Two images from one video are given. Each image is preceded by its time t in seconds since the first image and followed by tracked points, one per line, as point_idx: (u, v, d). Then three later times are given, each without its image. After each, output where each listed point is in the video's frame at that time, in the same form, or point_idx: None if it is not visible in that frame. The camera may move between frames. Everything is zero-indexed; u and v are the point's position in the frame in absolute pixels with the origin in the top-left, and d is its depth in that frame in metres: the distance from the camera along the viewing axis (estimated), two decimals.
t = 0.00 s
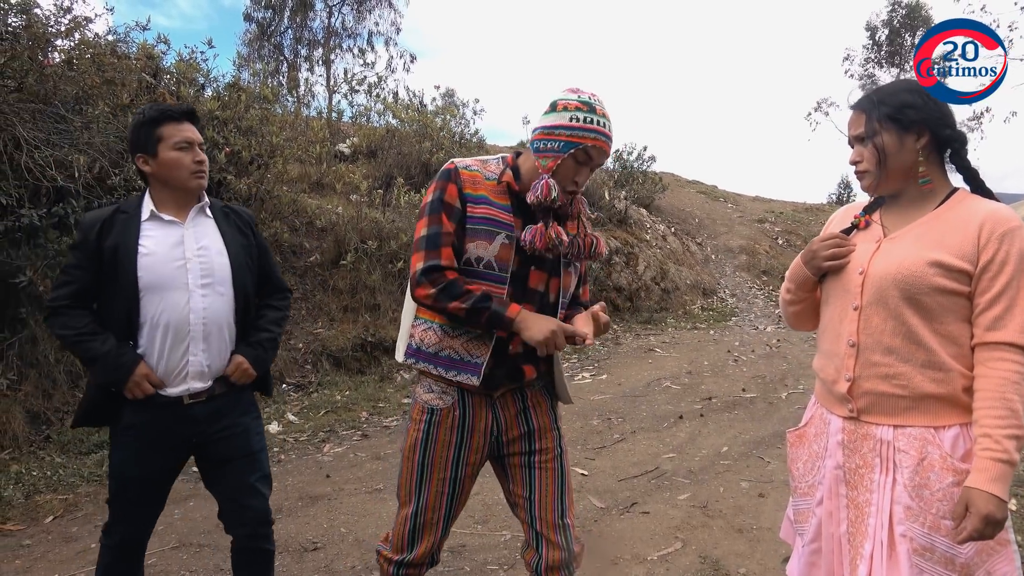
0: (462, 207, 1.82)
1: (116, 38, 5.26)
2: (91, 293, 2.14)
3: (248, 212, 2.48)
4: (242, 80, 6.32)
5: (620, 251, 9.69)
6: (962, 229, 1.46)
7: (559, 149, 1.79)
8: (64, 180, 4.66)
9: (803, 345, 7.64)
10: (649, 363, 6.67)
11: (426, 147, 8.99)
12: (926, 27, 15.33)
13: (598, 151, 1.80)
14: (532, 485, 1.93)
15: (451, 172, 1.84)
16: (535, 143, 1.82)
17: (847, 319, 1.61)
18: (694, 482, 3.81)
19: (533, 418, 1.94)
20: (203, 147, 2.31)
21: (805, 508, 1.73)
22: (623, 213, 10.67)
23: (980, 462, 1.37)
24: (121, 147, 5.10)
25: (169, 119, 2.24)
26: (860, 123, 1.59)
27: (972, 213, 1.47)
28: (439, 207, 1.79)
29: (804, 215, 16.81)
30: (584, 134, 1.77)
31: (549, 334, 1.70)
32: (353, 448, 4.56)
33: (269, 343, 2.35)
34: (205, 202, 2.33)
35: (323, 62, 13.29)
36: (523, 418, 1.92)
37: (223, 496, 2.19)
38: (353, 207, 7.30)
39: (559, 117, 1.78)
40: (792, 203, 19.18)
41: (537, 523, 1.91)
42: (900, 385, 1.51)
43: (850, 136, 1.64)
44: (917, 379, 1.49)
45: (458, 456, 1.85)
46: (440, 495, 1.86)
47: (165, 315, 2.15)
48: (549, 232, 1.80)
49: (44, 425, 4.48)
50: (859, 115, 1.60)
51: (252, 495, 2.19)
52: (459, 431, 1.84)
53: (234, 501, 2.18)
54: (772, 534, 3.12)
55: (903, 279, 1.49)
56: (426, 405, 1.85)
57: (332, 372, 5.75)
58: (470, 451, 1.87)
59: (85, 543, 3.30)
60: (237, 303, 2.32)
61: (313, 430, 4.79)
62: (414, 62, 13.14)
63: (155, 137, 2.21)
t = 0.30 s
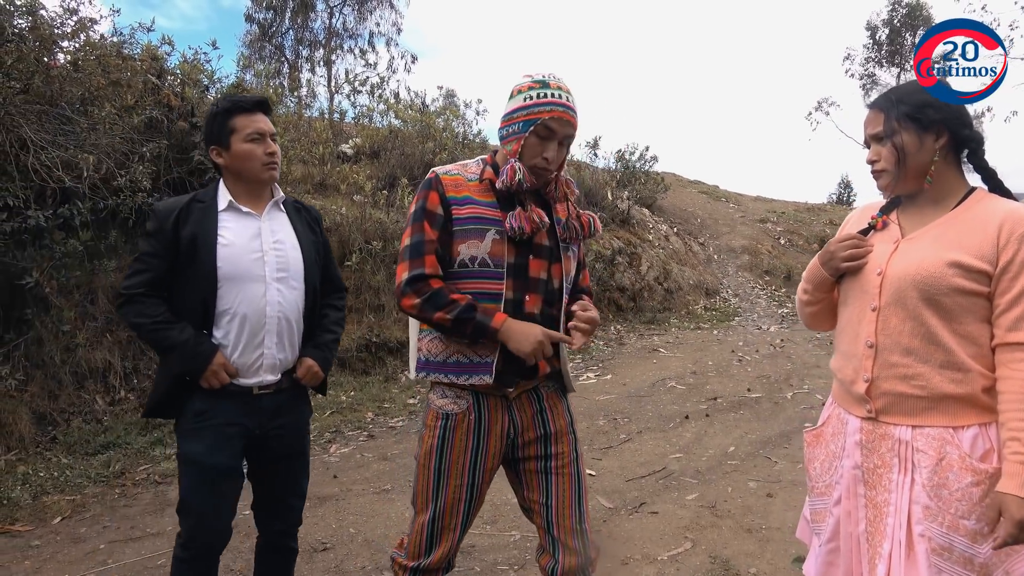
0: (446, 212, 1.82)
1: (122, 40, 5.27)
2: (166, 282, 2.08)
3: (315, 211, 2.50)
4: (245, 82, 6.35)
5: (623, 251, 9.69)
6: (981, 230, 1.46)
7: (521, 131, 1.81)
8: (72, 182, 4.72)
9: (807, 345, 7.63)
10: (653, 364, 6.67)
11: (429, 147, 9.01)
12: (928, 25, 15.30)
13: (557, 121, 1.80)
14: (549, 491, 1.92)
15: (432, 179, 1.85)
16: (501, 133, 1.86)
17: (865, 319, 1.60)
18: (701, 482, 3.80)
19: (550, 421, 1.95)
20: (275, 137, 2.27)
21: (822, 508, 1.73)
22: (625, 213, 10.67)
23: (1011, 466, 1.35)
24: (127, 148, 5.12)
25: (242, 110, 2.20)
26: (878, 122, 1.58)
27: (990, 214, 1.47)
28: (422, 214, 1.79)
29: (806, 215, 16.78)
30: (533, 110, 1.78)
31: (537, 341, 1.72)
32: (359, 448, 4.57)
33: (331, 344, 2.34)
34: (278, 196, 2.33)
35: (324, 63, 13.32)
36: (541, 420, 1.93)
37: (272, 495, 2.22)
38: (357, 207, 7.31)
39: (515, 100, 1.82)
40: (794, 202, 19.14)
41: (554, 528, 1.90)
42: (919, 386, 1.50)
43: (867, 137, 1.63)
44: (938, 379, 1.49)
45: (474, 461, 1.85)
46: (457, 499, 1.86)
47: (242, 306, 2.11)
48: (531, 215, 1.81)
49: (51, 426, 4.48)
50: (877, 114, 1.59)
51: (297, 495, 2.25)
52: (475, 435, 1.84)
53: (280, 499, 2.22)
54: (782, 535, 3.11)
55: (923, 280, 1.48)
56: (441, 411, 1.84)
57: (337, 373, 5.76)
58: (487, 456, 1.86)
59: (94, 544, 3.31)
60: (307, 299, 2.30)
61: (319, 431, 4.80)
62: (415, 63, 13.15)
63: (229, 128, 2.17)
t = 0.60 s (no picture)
0: (408, 224, 1.79)
1: (69, 33, 5.06)
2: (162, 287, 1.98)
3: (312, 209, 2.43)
4: (197, 79, 6.20)
5: (583, 251, 9.77)
6: (959, 221, 1.51)
7: (474, 127, 1.81)
8: (20, 178, 4.56)
9: (763, 341, 7.83)
10: (616, 361, 6.74)
11: (387, 147, 8.92)
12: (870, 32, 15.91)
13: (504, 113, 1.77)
14: (541, 490, 1.91)
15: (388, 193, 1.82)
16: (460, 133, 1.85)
17: (848, 308, 1.64)
18: (670, 477, 3.85)
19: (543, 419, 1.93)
20: (276, 132, 2.18)
21: (805, 499, 1.76)
22: (585, 213, 10.77)
23: (988, 450, 1.40)
24: (76, 147, 4.92)
25: (242, 104, 2.11)
26: (894, 108, 1.58)
27: (967, 207, 1.52)
28: (382, 230, 1.77)
29: (759, 214, 17.22)
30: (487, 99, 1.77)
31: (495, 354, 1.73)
32: (325, 451, 4.49)
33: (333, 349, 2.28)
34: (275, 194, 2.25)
35: (277, 61, 13.05)
36: (534, 419, 1.91)
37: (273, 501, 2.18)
38: (316, 207, 7.18)
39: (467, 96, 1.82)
40: (747, 202, 19.62)
41: (547, 527, 1.89)
42: (900, 372, 1.54)
43: (871, 120, 1.62)
44: (919, 365, 1.53)
45: (469, 465, 1.82)
46: (451, 503, 1.83)
47: (250, 312, 2.04)
48: (492, 214, 1.79)
49: None
50: (884, 100, 1.60)
51: (291, 502, 2.22)
52: (469, 439, 1.82)
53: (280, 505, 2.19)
54: (752, 527, 3.17)
55: (906, 268, 1.52)
56: (433, 415, 1.82)
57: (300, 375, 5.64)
58: (481, 459, 1.84)
59: (49, 557, 3.16)
60: (310, 302, 2.24)
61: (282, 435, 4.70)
62: (370, 61, 12.97)
63: (228, 123, 2.08)
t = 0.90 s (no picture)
0: (401, 219, 1.77)
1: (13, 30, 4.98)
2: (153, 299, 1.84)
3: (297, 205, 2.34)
4: (148, 79, 6.03)
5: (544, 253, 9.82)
6: (947, 219, 1.55)
7: (500, 120, 1.82)
8: None
9: (722, 339, 8.00)
10: (580, 362, 6.79)
11: (345, 149, 8.80)
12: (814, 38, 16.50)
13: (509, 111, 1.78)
14: (534, 486, 1.91)
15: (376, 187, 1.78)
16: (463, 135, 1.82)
17: (841, 305, 1.66)
18: (643, 475, 3.89)
19: (537, 416, 1.93)
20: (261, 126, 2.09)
21: (795, 496, 1.79)
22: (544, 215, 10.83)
23: (967, 439, 1.45)
24: (23, 149, 4.77)
25: (225, 97, 2.00)
26: (920, 103, 1.62)
27: (953, 205, 1.57)
28: (375, 225, 1.74)
29: (712, 215, 17.60)
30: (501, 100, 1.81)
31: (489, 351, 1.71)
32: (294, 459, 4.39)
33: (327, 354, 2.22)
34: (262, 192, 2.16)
35: (225, 62, 12.72)
36: (529, 416, 1.91)
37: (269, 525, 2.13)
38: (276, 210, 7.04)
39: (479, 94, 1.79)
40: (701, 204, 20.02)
41: (539, 524, 1.90)
42: (892, 366, 1.58)
43: (892, 111, 1.63)
44: (911, 360, 1.57)
45: (466, 466, 1.82)
46: (448, 504, 1.83)
47: (251, 320, 1.96)
48: (478, 208, 1.75)
49: None
50: (904, 95, 1.63)
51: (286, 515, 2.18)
52: (467, 440, 1.81)
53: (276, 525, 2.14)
54: (726, 522, 3.23)
55: (899, 264, 1.55)
56: (431, 418, 1.80)
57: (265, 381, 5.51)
58: (478, 459, 1.84)
59: None
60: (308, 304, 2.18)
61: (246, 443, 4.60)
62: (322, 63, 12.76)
63: (212, 116, 1.96)
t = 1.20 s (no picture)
0: (421, 218, 1.76)
1: None
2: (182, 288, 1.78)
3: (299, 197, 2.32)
4: (124, 79, 5.91)
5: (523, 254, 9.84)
6: (945, 222, 1.57)
7: (532, 140, 1.84)
8: None
9: (700, 339, 8.08)
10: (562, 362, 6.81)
11: (322, 150, 8.73)
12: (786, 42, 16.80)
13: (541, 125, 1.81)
14: (534, 480, 1.92)
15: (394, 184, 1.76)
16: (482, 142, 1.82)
17: (841, 308, 1.69)
18: (631, 475, 3.91)
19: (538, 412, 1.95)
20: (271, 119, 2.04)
21: (797, 493, 1.81)
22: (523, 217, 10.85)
23: (988, 442, 1.47)
24: None
25: (237, 89, 1.93)
26: (880, 109, 1.64)
27: (951, 207, 1.59)
28: (396, 224, 1.72)
29: (688, 216, 17.77)
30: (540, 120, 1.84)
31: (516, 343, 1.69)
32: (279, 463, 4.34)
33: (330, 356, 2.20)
34: (272, 186, 2.12)
35: (196, 61, 12.51)
36: (530, 411, 1.92)
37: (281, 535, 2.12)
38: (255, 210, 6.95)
39: (519, 111, 1.79)
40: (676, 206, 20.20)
41: (538, 518, 1.90)
42: (895, 368, 1.61)
43: (858, 117, 1.67)
44: (915, 362, 1.59)
45: (471, 463, 1.83)
46: (452, 502, 1.83)
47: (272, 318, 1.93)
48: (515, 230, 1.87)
49: None
50: (878, 98, 1.65)
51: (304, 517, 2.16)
52: (472, 437, 1.82)
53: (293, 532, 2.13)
54: (715, 520, 3.25)
55: (900, 269, 1.58)
56: (436, 417, 1.80)
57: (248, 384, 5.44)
58: (482, 456, 1.85)
59: None
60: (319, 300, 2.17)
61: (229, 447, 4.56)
62: (295, 63, 12.64)
63: (223, 109, 1.89)
